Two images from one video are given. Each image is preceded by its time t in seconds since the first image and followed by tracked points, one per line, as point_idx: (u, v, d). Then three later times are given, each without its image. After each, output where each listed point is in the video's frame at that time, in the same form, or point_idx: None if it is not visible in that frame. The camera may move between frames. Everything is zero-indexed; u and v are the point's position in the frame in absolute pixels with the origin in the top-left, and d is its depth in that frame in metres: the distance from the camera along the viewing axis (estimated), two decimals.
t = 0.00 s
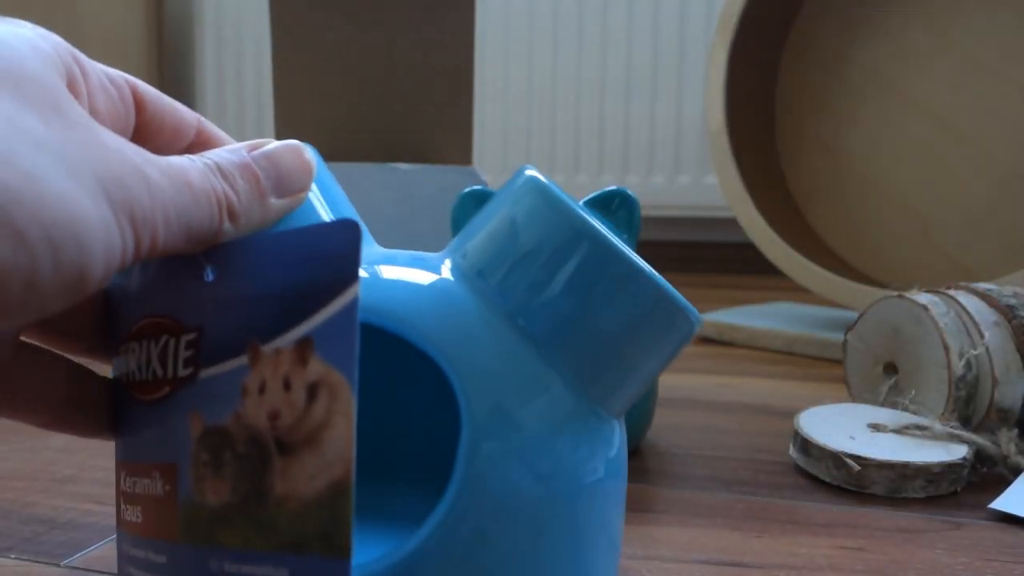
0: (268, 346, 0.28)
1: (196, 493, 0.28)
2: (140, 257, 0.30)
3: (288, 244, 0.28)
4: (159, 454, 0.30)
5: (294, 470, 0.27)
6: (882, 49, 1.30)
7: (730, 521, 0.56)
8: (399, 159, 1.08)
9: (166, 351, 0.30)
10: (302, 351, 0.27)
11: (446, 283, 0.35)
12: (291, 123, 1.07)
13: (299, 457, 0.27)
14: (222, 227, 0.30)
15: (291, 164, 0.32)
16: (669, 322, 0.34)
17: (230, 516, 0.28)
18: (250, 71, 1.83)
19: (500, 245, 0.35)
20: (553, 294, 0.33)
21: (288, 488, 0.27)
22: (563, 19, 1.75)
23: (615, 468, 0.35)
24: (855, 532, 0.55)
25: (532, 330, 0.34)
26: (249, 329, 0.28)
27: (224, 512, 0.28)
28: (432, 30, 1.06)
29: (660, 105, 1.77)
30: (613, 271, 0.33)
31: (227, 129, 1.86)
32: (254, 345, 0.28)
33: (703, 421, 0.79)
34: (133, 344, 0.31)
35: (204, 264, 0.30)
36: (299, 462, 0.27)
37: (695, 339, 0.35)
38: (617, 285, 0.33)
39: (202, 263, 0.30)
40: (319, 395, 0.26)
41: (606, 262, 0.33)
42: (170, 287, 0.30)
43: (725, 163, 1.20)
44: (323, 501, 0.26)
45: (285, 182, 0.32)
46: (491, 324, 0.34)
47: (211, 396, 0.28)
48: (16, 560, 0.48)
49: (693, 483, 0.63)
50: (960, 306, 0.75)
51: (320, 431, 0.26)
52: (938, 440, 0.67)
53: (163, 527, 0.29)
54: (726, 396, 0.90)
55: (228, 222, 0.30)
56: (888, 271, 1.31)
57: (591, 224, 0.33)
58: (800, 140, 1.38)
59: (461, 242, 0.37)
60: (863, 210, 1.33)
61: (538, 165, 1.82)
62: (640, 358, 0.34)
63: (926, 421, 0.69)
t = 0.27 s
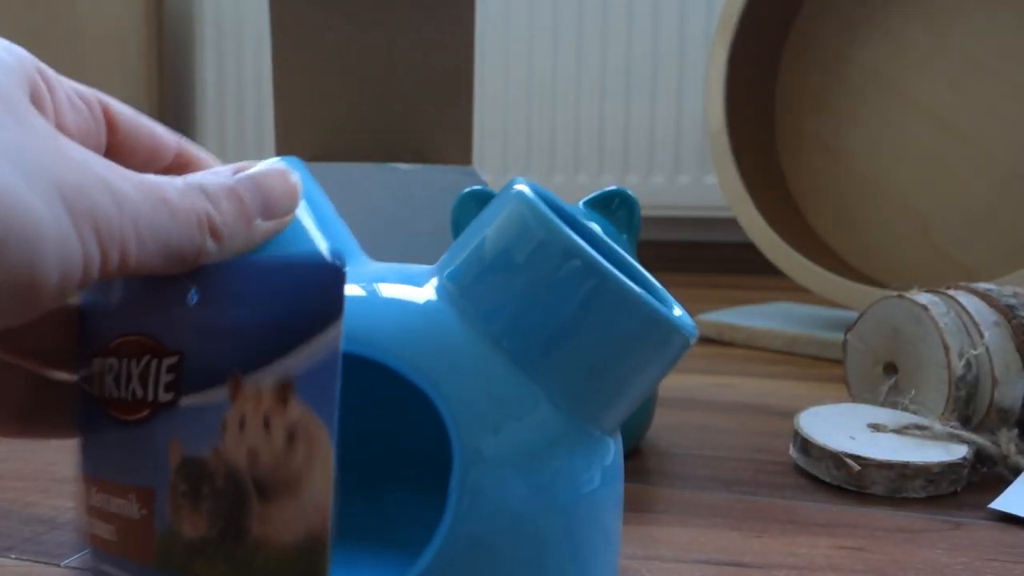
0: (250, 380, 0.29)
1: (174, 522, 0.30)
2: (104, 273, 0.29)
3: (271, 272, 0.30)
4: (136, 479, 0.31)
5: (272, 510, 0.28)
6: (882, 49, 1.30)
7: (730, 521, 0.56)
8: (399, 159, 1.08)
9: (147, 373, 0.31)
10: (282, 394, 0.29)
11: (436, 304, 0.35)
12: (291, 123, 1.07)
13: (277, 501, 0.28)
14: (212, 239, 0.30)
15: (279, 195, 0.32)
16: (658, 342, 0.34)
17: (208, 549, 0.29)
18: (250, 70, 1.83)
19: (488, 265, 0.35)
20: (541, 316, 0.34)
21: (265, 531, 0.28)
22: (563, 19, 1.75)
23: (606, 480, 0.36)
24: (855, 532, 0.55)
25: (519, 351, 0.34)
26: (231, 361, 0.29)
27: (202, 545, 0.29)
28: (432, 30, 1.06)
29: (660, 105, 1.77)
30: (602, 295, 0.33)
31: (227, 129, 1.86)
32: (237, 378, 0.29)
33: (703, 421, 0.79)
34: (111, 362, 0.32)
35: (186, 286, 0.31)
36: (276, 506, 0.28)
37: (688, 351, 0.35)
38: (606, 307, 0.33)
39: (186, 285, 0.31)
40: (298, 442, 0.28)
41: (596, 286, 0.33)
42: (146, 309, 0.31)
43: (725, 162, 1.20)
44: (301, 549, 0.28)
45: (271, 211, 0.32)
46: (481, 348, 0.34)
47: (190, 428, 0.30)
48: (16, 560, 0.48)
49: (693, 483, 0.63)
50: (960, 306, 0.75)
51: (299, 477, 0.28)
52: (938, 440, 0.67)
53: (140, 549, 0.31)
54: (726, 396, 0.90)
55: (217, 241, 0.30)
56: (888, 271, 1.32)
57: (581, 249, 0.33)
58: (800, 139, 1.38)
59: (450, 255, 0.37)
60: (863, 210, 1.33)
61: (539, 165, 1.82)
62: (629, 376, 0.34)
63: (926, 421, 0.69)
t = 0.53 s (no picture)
0: (249, 395, 0.27)
1: (132, 520, 0.27)
2: (46, 235, 0.27)
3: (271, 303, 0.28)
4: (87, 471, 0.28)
5: (260, 520, 0.26)
6: (882, 49, 1.30)
7: (730, 520, 0.56)
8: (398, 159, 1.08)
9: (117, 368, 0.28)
10: (286, 413, 0.27)
11: (400, 330, 0.33)
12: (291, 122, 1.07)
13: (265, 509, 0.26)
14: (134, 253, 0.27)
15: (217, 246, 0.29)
16: (636, 357, 0.32)
17: (167, 551, 0.27)
18: (250, 70, 1.83)
19: (453, 289, 0.33)
20: (513, 341, 0.32)
21: (246, 537, 0.26)
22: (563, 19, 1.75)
23: (591, 493, 0.35)
24: (855, 532, 0.55)
25: (493, 377, 0.32)
26: (223, 374, 0.27)
27: (160, 546, 0.27)
28: (432, 30, 1.06)
29: (660, 105, 1.77)
30: (573, 316, 0.31)
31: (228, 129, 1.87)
32: (233, 391, 0.27)
33: (703, 421, 0.79)
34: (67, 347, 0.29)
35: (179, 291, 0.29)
36: (262, 515, 0.26)
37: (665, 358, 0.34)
38: (579, 327, 0.32)
39: (174, 289, 0.29)
40: (298, 456, 0.26)
41: (565, 307, 0.31)
42: (120, 303, 0.29)
43: (725, 162, 1.20)
44: (285, 560, 0.26)
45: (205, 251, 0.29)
46: (450, 375, 0.32)
47: (167, 427, 0.27)
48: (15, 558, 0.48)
49: (693, 483, 0.63)
50: (960, 306, 0.75)
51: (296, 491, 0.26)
52: (938, 440, 0.67)
53: (73, 544, 0.27)
54: (725, 396, 0.89)
55: (135, 260, 0.27)
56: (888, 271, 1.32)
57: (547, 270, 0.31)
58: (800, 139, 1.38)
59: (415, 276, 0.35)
60: (863, 210, 1.33)
61: (539, 164, 1.82)
62: (607, 392, 0.33)
63: (926, 421, 0.68)
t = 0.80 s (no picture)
0: (220, 389, 0.28)
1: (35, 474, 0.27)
2: None
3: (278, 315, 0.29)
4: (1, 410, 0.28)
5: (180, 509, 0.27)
6: (882, 48, 1.30)
7: (730, 521, 0.56)
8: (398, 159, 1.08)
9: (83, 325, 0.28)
10: (256, 416, 0.28)
11: (400, 330, 0.33)
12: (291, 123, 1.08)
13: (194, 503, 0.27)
14: None
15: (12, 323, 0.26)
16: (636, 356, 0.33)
17: (73, 509, 0.27)
18: (250, 70, 1.83)
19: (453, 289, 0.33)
20: (513, 340, 0.32)
21: (164, 524, 0.27)
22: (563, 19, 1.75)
23: (590, 493, 0.35)
24: (855, 532, 0.55)
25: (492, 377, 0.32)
26: (201, 363, 0.28)
27: (67, 503, 0.27)
28: (432, 30, 1.06)
29: (659, 105, 1.77)
30: (573, 315, 0.32)
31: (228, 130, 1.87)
32: (205, 379, 0.28)
33: (703, 421, 0.80)
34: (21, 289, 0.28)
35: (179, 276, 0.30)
36: (187, 507, 0.27)
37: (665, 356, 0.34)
38: (579, 326, 0.32)
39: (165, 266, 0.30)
40: (255, 464, 0.28)
41: (565, 306, 0.32)
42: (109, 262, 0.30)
43: (725, 162, 1.20)
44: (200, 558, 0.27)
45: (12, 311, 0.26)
46: (449, 374, 0.32)
47: (118, 391, 0.28)
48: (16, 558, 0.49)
49: (693, 483, 0.63)
50: (960, 306, 0.75)
51: (240, 492, 0.27)
52: (937, 440, 0.67)
53: None
54: (725, 396, 0.90)
55: None
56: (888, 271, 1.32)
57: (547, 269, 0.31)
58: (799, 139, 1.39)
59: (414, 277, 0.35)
60: (863, 210, 1.33)
61: (540, 164, 1.82)
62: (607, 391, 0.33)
63: (926, 421, 0.69)
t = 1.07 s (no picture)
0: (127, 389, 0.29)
1: None
2: None
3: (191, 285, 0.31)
4: None
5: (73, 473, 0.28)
6: (882, 48, 1.30)
7: (730, 520, 0.56)
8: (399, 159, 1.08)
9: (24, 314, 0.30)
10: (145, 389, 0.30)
11: (399, 330, 0.33)
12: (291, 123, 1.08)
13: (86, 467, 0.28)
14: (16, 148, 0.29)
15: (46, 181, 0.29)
16: (635, 356, 0.32)
17: None
18: (251, 70, 1.83)
19: (452, 289, 0.33)
20: (513, 339, 0.32)
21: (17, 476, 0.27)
22: (563, 18, 1.75)
23: (591, 494, 0.35)
24: (855, 532, 0.55)
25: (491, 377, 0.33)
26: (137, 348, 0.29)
27: None
28: (432, 31, 1.06)
29: (659, 105, 1.76)
30: (571, 315, 0.32)
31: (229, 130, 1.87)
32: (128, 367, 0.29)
33: (703, 421, 0.80)
34: None
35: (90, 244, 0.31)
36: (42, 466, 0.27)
37: (666, 356, 0.34)
38: (576, 326, 0.32)
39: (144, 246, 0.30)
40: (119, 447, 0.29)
41: (564, 306, 0.32)
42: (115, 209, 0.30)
43: (725, 162, 1.20)
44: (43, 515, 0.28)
45: (45, 175, 0.29)
46: (449, 374, 0.32)
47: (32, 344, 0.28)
48: (18, 560, 0.51)
49: (693, 483, 0.63)
50: (959, 306, 0.75)
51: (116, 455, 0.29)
52: (937, 440, 0.67)
53: None
54: (725, 396, 0.90)
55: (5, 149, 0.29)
56: (887, 271, 1.32)
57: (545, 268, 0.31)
58: (799, 139, 1.39)
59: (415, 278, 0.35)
60: (864, 211, 1.33)
61: (540, 164, 1.83)
62: (606, 391, 0.33)
63: (926, 421, 0.69)
